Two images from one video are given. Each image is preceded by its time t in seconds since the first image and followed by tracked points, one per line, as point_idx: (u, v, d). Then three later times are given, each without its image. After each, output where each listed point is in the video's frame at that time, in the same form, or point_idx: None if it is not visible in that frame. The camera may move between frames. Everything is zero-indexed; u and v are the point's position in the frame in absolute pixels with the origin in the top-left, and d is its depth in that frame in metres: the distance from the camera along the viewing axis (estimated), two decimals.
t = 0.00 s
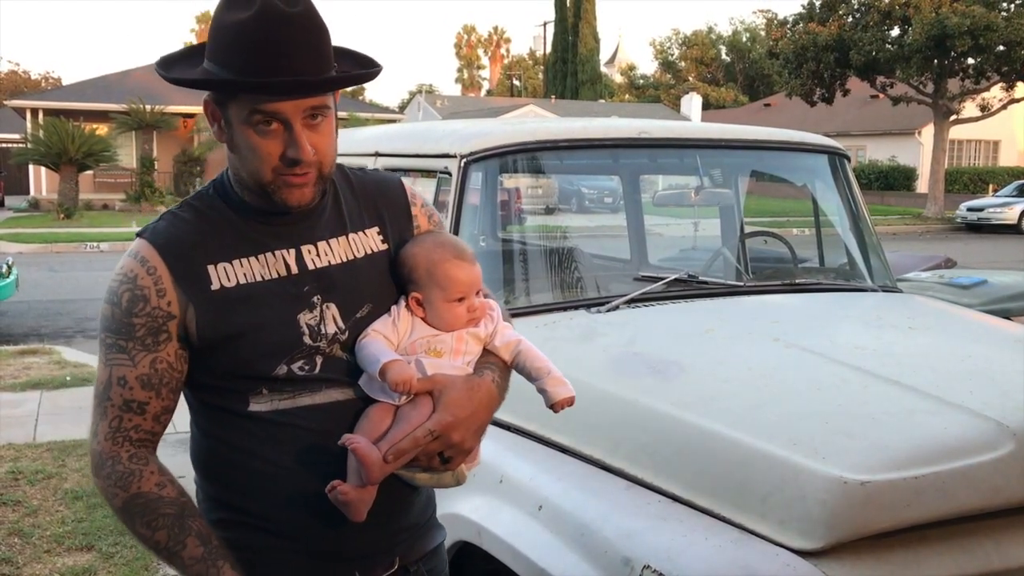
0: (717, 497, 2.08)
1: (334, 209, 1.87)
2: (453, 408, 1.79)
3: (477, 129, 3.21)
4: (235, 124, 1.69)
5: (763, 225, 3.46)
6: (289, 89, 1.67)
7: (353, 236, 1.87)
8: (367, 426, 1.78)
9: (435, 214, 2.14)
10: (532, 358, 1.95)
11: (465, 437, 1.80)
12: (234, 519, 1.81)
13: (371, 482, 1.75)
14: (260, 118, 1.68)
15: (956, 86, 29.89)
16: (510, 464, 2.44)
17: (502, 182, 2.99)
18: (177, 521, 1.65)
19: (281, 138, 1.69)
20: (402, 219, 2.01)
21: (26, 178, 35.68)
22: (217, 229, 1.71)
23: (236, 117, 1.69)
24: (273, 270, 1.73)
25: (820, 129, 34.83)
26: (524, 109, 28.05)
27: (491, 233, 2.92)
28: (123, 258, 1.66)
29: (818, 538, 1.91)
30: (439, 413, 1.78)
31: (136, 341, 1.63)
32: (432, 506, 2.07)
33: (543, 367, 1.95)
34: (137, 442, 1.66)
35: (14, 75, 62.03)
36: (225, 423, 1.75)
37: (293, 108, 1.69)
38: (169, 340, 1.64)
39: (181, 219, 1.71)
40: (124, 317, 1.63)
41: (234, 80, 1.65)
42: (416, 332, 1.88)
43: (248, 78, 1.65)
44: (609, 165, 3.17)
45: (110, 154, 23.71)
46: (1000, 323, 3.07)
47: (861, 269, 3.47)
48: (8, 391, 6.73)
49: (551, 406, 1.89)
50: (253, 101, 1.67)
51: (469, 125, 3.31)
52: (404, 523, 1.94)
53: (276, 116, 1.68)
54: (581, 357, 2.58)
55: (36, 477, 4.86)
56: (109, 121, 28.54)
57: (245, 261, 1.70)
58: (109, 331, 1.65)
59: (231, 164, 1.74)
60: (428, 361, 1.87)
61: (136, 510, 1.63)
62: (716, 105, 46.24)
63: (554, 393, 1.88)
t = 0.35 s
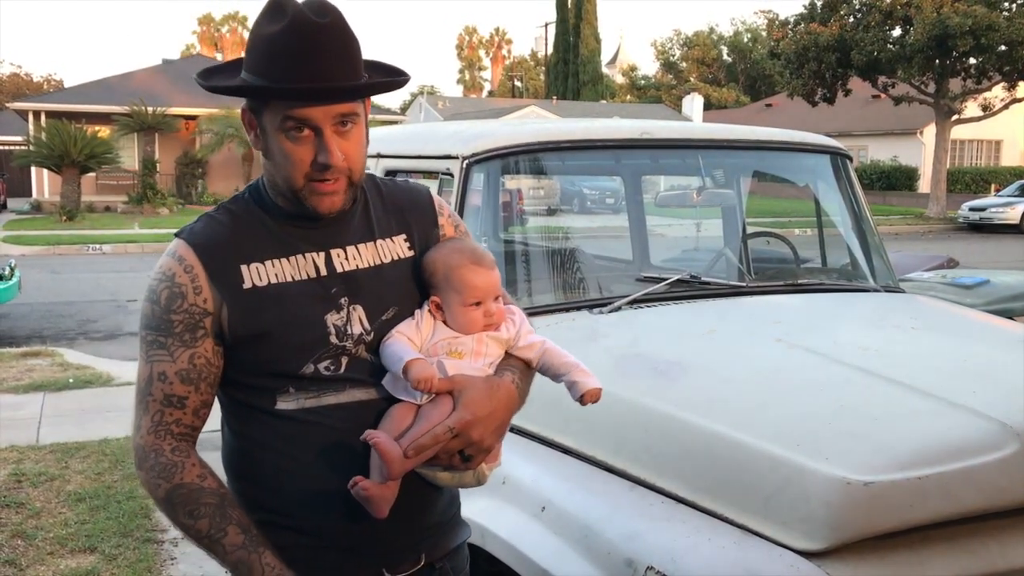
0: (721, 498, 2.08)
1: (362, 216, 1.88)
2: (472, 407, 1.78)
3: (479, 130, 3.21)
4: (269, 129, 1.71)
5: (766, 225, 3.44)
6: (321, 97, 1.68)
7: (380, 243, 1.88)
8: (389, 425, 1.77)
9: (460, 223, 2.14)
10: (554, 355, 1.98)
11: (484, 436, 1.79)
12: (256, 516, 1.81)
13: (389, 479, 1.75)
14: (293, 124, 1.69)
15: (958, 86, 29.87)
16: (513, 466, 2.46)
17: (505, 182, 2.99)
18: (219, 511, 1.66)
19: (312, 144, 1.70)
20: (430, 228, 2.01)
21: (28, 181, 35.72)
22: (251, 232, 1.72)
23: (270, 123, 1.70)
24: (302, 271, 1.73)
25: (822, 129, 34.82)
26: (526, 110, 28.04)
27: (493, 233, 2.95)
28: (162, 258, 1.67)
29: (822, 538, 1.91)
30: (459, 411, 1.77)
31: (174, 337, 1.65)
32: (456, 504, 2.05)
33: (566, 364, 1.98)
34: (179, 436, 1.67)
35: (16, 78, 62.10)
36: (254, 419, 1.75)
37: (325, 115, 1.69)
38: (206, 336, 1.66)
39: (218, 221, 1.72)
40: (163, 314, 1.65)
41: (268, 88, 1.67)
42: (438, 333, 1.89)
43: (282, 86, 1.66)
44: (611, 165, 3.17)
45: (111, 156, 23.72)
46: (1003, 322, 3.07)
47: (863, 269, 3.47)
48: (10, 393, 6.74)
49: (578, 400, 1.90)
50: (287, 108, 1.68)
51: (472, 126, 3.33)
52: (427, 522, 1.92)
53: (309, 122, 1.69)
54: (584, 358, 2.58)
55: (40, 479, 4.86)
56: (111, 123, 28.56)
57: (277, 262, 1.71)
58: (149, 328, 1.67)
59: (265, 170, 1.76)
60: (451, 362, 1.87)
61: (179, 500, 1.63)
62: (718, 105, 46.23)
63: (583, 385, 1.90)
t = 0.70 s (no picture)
0: (723, 498, 2.08)
1: (375, 218, 1.88)
2: (489, 398, 1.78)
3: (480, 129, 3.21)
4: (286, 131, 1.72)
5: (768, 225, 3.42)
6: (338, 96, 1.69)
7: (394, 244, 1.88)
8: (405, 418, 1.77)
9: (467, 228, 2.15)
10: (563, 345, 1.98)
11: (501, 426, 1.80)
12: (269, 513, 1.81)
13: (409, 470, 1.74)
14: (311, 125, 1.70)
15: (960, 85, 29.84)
16: (515, 466, 2.46)
17: (507, 183, 2.98)
18: (225, 511, 1.65)
19: (329, 144, 1.71)
20: (440, 232, 2.02)
21: (30, 181, 35.75)
22: (269, 232, 1.72)
23: (288, 125, 1.71)
24: (319, 269, 1.73)
25: (823, 128, 34.79)
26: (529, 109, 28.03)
27: (494, 234, 2.95)
28: (180, 258, 1.68)
29: (824, 538, 1.90)
30: (475, 402, 1.77)
31: (191, 335, 1.65)
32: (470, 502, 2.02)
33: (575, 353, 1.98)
34: (193, 433, 1.67)
35: (18, 78, 62.16)
36: (270, 416, 1.74)
37: (341, 115, 1.71)
38: (222, 334, 1.66)
39: (236, 223, 1.73)
40: (181, 311, 1.65)
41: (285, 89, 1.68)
42: (452, 330, 1.88)
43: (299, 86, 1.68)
44: (612, 165, 3.17)
45: (113, 157, 23.73)
46: (1006, 321, 3.07)
47: (865, 268, 3.46)
48: (12, 393, 6.74)
49: (590, 383, 1.90)
50: (304, 109, 1.70)
51: (473, 126, 3.32)
52: (442, 519, 1.90)
53: (325, 123, 1.70)
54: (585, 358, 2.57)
55: (41, 480, 4.86)
56: (113, 124, 28.60)
57: (294, 261, 1.71)
58: (166, 326, 1.67)
59: (282, 172, 1.77)
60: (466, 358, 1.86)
61: (187, 497, 1.63)
62: (719, 104, 46.21)
63: (591, 368, 1.90)
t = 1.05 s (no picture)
0: (723, 497, 2.08)
1: (381, 216, 1.88)
2: (500, 390, 1.79)
3: (480, 129, 3.21)
4: (296, 128, 1.72)
5: (768, 224, 3.42)
6: (348, 92, 1.70)
7: (400, 241, 1.88)
8: (418, 411, 1.78)
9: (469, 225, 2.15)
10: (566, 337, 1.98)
11: (514, 417, 1.80)
12: (276, 510, 1.81)
13: (425, 462, 1.75)
14: (321, 121, 1.71)
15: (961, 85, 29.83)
16: (516, 466, 2.46)
17: (507, 182, 2.98)
18: (235, 510, 1.66)
19: (340, 139, 1.72)
20: (444, 229, 2.02)
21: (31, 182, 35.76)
22: (278, 231, 1.72)
23: (298, 122, 1.72)
24: (328, 267, 1.74)
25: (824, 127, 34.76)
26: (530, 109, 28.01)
27: (495, 234, 2.95)
28: (190, 257, 1.68)
29: (825, 538, 1.91)
30: (488, 394, 1.78)
31: (202, 333, 1.65)
32: (479, 497, 2.02)
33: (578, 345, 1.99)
34: (204, 431, 1.67)
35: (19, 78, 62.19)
36: (282, 413, 1.74)
37: (351, 110, 1.72)
38: (234, 332, 1.66)
39: (245, 222, 1.73)
40: (192, 310, 1.65)
41: (295, 85, 1.69)
42: (460, 324, 1.90)
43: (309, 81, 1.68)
44: (613, 165, 3.18)
45: (114, 157, 23.73)
46: (1007, 321, 3.06)
47: (866, 268, 3.46)
48: (13, 393, 6.74)
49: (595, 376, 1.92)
50: (315, 105, 1.70)
51: (473, 126, 3.32)
52: (450, 514, 1.90)
53: (336, 118, 1.71)
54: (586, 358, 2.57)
55: (43, 479, 4.87)
56: (114, 124, 28.61)
57: (304, 259, 1.71)
58: (177, 325, 1.67)
59: (291, 171, 1.77)
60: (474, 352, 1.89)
61: (198, 496, 1.64)
62: (720, 104, 46.19)
63: (594, 361, 1.92)
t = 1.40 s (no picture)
0: (723, 497, 2.09)
1: (396, 222, 1.90)
2: (513, 396, 1.80)
3: (482, 129, 3.22)
4: (319, 127, 1.76)
5: (769, 224, 3.42)
6: (371, 89, 1.75)
7: (415, 246, 1.89)
8: (432, 413, 1.79)
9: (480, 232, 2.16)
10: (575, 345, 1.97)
11: (526, 423, 1.81)
12: (285, 508, 1.82)
13: (437, 465, 1.76)
14: (344, 117, 1.75)
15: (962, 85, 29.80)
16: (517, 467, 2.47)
17: (508, 183, 2.99)
18: (253, 505, 1.65)
19: (363, 136, 1.75)
20: (456, 235, 2.03)
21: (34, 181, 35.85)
22: (297, 231, 1.74)
23: (321, 120, 1.75)
24: (344, 269, 1.75)
25: (826, 127, 34.75)
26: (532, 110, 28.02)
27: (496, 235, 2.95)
28: (209, 256, 1.68)
29: (825, 537, 1.91)
30: (501, 399, 1.78)
31: (220, 331, 1.65)
32: (486, 498, 2.03)
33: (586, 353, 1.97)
34: (220, 429, 1.66)
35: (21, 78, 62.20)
36: (294, 412, 1.75)
37: (372, 107, 1.76)
38: (252, 331, 1.66)
39: (263, 222, 1.74)
40: (210, 308, 1.65)
41: (320, 81, 1.72)
42: (472, 328, 1.90)
43: (334, 78, 1.72)
44: (614, 165, 3.19)
45: (115, 157, 23.74)
46: (1008, 321, 3.06)
47: (867, 268, 3.46)
48: (15, 393, 6.75)
49: (602, 381, 1.90)
50: (338, 102, 1.74)
51: (474, 126, 3.33)
52: (459, 513, 1.91)
53: (358, 115, 1.75)
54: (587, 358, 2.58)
55: (45, 479, 4.88)
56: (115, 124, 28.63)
57: (320, 260, 1.72)
58: (194, 322, 1.67)
59: (311, 170, 1.80)
60: (485, 356, 1.89)
61: (215, 491, 1.63)
62: (722, 104, 46.17)
63: (601, 367, 1.91)
